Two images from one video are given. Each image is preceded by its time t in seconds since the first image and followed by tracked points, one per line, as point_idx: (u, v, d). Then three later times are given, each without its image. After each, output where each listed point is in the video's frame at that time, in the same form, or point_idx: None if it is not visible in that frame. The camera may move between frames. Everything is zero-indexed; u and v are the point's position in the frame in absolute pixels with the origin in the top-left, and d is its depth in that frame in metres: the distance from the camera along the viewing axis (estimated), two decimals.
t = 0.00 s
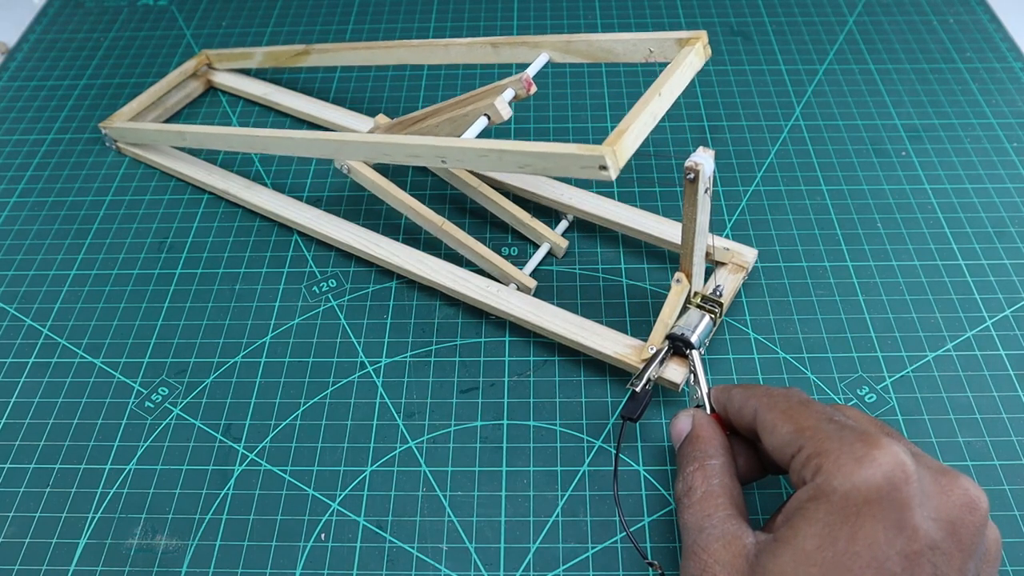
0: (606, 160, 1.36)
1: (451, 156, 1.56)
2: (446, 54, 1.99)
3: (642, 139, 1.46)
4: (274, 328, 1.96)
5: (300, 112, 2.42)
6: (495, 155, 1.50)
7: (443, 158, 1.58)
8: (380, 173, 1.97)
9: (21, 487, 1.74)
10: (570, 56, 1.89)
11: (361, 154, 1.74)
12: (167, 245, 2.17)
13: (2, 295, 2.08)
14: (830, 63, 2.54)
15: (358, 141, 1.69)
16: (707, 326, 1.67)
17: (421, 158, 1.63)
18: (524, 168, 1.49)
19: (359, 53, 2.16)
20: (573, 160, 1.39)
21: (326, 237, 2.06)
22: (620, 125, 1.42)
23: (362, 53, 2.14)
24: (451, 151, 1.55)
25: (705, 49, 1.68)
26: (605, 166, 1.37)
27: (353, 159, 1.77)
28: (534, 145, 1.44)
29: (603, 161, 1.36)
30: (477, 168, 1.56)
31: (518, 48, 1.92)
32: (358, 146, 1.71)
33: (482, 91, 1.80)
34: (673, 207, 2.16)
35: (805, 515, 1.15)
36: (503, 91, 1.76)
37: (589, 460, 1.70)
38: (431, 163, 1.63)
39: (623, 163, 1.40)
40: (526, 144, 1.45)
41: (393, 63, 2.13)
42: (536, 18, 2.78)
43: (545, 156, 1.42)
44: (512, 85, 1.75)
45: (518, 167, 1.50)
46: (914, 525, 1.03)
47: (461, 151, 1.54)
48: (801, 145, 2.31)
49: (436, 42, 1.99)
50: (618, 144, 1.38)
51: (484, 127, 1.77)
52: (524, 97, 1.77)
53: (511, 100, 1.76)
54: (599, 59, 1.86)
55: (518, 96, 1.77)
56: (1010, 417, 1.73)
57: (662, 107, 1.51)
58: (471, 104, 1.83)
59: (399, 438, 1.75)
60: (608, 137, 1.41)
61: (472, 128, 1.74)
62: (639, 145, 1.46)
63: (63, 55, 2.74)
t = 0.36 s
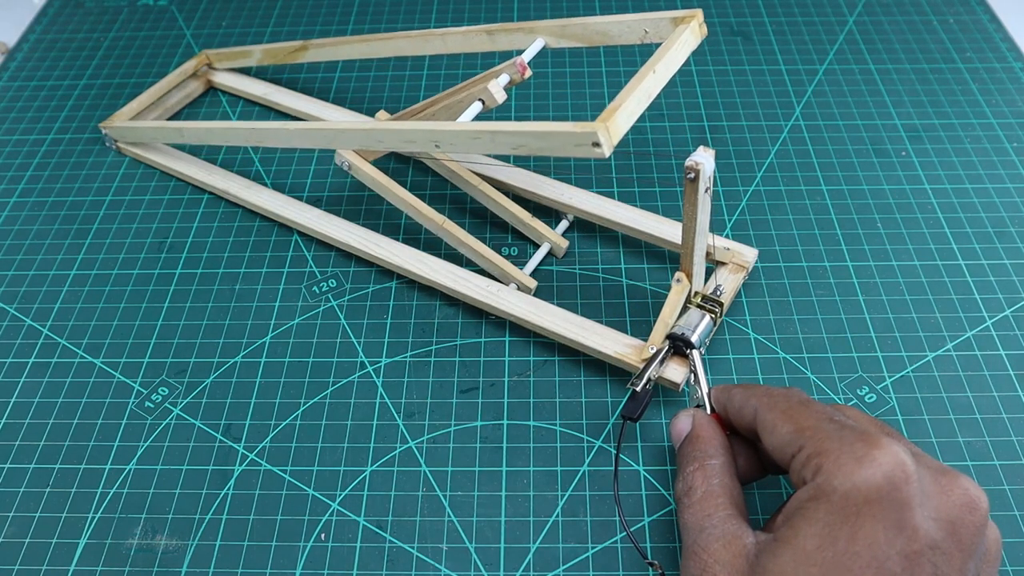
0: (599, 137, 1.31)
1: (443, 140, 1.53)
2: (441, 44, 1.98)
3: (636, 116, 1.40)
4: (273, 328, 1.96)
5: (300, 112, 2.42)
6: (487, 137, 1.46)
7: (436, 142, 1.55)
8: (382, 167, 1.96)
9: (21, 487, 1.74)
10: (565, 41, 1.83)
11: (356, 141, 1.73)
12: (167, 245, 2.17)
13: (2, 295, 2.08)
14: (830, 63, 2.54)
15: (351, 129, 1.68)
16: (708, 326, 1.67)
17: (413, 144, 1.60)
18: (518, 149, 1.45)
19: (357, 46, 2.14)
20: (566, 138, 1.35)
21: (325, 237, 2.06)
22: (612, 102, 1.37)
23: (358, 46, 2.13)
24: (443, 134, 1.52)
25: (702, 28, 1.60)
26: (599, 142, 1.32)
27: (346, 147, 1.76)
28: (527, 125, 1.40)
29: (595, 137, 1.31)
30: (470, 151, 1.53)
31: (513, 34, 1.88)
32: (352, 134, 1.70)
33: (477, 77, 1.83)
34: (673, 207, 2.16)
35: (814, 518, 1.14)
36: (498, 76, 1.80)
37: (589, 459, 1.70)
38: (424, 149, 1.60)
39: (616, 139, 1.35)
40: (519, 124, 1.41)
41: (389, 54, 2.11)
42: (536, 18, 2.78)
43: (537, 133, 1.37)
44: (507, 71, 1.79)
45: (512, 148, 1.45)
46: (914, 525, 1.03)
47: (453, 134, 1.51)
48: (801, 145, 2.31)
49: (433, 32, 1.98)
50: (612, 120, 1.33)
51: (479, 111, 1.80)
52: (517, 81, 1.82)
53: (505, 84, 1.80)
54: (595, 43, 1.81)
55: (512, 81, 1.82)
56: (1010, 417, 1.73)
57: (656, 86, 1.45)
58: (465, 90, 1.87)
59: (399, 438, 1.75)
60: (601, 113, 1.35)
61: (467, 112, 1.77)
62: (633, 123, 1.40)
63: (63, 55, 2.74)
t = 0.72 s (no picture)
0: (591, 110, 1.28)
1: (437, 123, 1.53)
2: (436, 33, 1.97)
3: (628, 91, 1.38)
4: (273, 328, 1.96)
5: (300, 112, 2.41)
6: (478, 116, 1.46)
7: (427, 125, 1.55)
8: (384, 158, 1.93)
9: (21, 487, 1.74)
10: (560, 23, 1.84)
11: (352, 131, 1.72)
12: (167, 245, 2.17)
13: (2, 295, 2.08)
14: (830, 63, 2.54)
15: (345, 115, 1.68)
16: (708, 325, 1.67)
17: (407, 127, 1.60)
18: (509, 127, 1.44)
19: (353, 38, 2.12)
20: (556, 114, 1.34)
21: (325, 237, 2.06)
22: (604, 76, 1.35)
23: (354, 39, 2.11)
24: (437, 116, 1.52)
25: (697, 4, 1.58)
26: (591, 116, 1.30)
27: (341, 134, 1.75)
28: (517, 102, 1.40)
29: (587, 110, 1.28)
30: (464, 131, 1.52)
31: (509, 18, 1.86)
32: (346, 121, 1.70)
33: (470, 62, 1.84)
34: (673, 207, 2.16)
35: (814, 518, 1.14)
36: (492, 59, 1.81)
37: (589, 459, 1.70)
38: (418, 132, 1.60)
39: (608, 113, 1.32)
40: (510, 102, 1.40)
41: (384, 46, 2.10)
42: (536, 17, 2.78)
43: (528, 111, 1.37)
44: (501, 53, 1.80)
45: (504, 126, 1.45)
46: (915, 525, 1.03)
47: (445, 115, 1.50)
48: (801, 145, 2.31)
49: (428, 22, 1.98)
50: (603, 93, 1.31)
51: (472, 93, 1.80)
52: (511, 65, 1.83)
53: (499, 67, 1.81)
54: (590, 24, 1.81)
55: (506, 65, 1.83)
56: (1010, 417, 1.73)
57: (648, 61, 1.43)
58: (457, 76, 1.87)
59: (399, 438, 1.75)
60: (592, 86, 1.33)
61: (461, 94, 1.77)
62: (625, 98, 1.38)
63: (63, 55, 2.74)
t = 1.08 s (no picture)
0: (580, 85, 1.27)
1: (429, 105, 1.52)
2: (431, 22, 1.94)
3: (621, 66, 1.36)
4: (274, 328, 1.96)
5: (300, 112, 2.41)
6: (469, 97, 1.44)
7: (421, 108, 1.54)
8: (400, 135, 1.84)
9: (21, 487, 1.74)
10: (555, 6, 1.80)
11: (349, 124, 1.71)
12: (167, 245, 2.17)
13: (2, 295, 2.08)
14: (830, 63, 2.54)
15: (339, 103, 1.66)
16: (709, 325, 1.67)
17: (399, 112, 1.59)
18: (500, 107, 1.42)
19: (350, 31, 2.10)
20: (547, 89, 1.31)
21: (325, 237, 2.06)
22: (596, 51, 1.33)
23: (350, 31, 2.09)
24: (428, 98, 1.50)
25: None
26: (581, 91, 1.28)
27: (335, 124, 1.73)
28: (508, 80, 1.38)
29: (578, 86, 1.26)
30: (456, 114, 1.50)
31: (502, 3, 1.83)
32: (338, 109, 1.68)
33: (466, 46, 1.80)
34: (673, 207, 2.16)
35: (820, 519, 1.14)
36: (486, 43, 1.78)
37: (589, 459, 1.70)
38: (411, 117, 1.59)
39: (599, 88, 1.30)
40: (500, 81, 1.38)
41: (381, 39, 2.08)
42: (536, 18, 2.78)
43: (520, 89, 1.35)
44: (494, 37, 1.77)
45: (495, 106, 1.42)
46: (915, 525, 1.03)
47: (437, 97, 1.49)
48: (801, 145, 2.31)
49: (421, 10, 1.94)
50: (593, 68, 1.29)
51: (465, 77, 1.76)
52: (505, 50, 1.80)
53: (493, 51, 1.78)
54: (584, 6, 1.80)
55: (501, 49, 1.80)
56: (1010, 417, 1.73)
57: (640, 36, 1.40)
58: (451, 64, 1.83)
59: (399, 438, 1.75)
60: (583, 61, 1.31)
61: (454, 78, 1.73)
62: (617, 73, 1.36)
63: (63, 55, 2.74)
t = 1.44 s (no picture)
0: (573, 61, 1.24)
1: (421, 90, 1.50)
2: (428, 12, 1.90)
3: (615, 43, 1.34)
4: (274, 328, 1.96)
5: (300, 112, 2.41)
6: (461, 79, 1.42)
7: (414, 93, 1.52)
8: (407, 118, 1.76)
9: (21, 487, 1.74)
10: None
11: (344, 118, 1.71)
12: (167, 245, 2.17)
13: (2, 295, 2.08)
14: (830, 63, 2.54)
15: (331, 91, 1.64)
16: (710, 325, 1.67)
17: (392, 99, 1.57)
18: (494, 88, 1.40)
19: (348, 25, 2.07)
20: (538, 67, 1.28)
21: (325, 237, 2.06)
22: (588, 28, 1.30)
23: (348, 25, 2.06)
24: (420, 83, 1.49)
25: None
26: (573, 69, 1.25)
27: (329, 113, 1.71)
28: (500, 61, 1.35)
29: (569, 63, 1.24)
30: (448, 98, 1.48)
31: None
32: (331, 97, 1.66)
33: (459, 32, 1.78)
34: (673, 207, 2.16)
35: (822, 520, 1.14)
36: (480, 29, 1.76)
37: (589, 459, 1.70)
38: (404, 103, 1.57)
39: (592, 66, 1.27)
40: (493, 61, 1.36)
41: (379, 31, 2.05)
42: (537, 17, 2.77)
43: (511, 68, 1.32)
44: (488, 23, 1.75)
45: (487, 87, 1.40)
46: (915, 525, 1.03)
47: (429, 80, 1.47)
48: (801, 145, 2.31)
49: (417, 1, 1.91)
50: (586, 45, 1.26)
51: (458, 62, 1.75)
52: (500, 36, 1.77)
53: (487, 37, 1.76)
54: None
55: (495, 36, 1.78)
56: (1010, 417, 1.73)
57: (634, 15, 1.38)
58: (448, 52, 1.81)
59: (399, 438, 1.75)
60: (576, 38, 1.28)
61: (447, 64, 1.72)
62: (611, 51, 1.33)
63: (63, 55, 2.74)
